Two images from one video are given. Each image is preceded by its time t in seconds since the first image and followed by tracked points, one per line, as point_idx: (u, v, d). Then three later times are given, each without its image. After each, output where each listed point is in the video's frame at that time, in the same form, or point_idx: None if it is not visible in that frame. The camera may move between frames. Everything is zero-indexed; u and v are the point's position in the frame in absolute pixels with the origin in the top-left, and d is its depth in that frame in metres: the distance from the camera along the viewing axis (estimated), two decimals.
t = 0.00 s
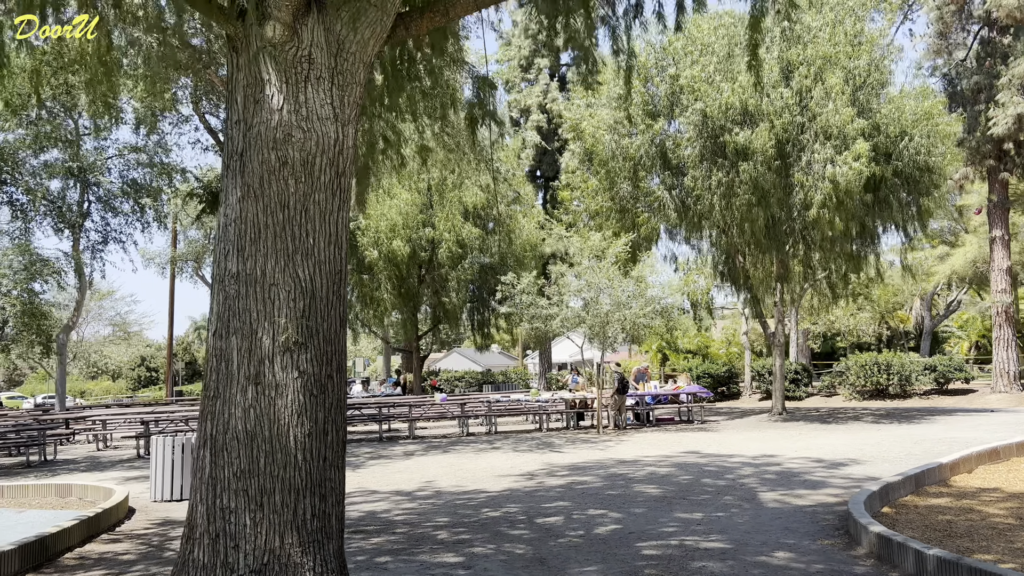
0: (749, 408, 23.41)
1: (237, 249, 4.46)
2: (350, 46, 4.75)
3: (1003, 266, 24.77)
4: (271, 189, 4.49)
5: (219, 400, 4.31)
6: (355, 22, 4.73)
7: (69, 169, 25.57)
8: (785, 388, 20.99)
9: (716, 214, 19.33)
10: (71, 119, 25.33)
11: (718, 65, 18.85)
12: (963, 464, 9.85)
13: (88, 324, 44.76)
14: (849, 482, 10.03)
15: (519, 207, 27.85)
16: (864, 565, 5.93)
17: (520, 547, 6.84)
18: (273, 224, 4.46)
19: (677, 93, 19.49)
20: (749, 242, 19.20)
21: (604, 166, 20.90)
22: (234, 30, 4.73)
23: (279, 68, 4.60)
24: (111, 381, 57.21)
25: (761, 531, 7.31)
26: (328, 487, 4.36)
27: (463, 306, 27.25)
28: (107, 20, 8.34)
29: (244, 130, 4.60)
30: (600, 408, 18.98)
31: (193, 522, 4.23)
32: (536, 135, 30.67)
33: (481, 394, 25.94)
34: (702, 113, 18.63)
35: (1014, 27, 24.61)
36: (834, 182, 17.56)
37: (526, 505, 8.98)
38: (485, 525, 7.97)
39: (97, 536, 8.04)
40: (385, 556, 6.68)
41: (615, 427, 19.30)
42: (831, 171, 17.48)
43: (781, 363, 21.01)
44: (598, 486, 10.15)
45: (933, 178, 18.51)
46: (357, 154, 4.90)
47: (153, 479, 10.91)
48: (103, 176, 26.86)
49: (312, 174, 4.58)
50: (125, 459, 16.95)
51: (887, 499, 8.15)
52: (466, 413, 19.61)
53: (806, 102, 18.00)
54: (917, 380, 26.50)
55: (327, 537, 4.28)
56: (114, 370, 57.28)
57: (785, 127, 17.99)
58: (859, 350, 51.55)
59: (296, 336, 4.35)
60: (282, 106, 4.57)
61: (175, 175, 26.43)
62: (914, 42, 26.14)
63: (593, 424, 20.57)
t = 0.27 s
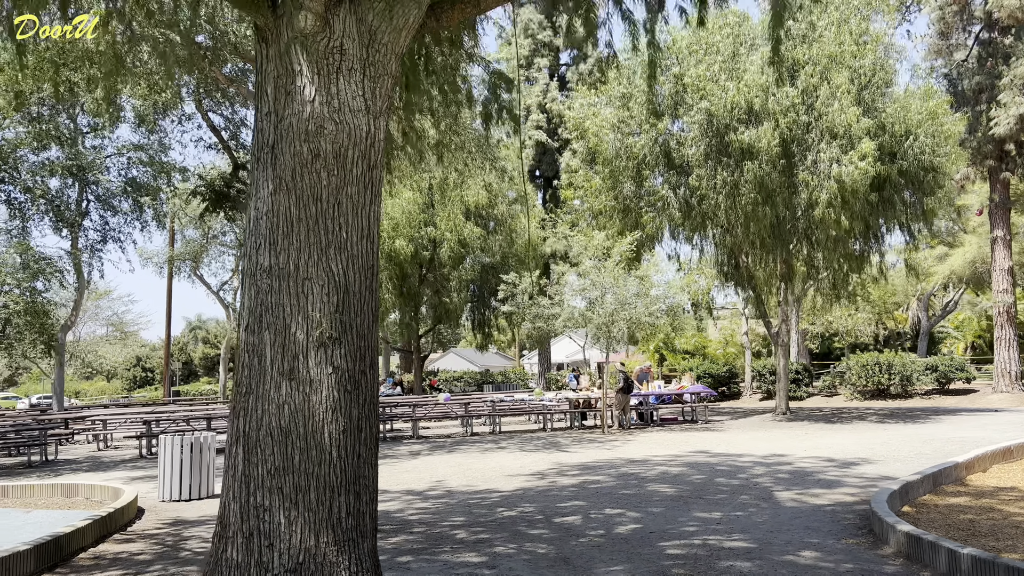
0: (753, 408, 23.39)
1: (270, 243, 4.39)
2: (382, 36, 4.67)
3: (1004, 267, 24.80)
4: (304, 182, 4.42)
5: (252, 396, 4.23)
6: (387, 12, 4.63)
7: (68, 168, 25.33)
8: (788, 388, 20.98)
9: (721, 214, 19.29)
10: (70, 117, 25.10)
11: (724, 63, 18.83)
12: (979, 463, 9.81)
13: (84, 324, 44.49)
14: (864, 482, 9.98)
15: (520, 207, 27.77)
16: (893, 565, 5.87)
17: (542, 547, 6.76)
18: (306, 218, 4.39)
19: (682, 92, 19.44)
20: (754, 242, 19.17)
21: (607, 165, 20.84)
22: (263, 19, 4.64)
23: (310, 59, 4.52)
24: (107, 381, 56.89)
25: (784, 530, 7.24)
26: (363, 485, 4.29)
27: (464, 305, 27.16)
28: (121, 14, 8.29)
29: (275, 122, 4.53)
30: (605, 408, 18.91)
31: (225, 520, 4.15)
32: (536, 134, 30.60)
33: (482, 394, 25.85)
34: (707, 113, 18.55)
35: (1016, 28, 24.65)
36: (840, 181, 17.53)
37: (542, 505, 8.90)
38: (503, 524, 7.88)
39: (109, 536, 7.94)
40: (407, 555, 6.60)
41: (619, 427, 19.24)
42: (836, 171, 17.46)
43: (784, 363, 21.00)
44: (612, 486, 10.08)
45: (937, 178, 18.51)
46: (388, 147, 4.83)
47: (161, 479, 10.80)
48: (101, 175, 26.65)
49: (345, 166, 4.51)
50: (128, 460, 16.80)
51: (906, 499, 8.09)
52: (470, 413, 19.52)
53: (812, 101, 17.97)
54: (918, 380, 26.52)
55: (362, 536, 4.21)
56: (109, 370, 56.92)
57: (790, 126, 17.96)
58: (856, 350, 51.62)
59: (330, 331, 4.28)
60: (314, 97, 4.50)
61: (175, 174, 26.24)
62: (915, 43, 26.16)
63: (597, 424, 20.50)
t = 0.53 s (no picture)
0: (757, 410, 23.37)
1: (306, 244, 4.33)
2: (417, 36, 4.61)
3: (1006, 268, 24.84)
4: (340, 183, 4.37)
5: (288, 400, 4.17)
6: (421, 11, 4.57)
7: (68, 169, 25.03)
8: (793, 389, 20.98)
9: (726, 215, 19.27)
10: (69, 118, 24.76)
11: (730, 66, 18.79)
12: (994, 466, 9.79)
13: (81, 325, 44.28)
14: (879, 484, 9.95)
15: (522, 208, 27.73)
16: (923, 569, 5.84)
17: (567, 551, 6.71)
18: (342, 219, 4.34)
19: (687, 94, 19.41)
20: (760, 243, 19.15)
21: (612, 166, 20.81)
22: (296, 18, 4.58)
23: (345, 59, 4.47)
24: (103, 383, 56.62)
25: (807, 533, 7.21)
26: (400, 489, 4.24)
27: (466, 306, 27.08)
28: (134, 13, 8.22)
29: (310, 122, 4.47)
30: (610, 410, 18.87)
31: (263, 525, 4.09)
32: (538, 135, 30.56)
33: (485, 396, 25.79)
34: (713, 114, 18.54)
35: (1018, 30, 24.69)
36: (846, 183, 17.52)
37: (559, 508, 8.85)
38: (522, 528, 7.83)
39: (125, 540, 7.87)
40: (430, 560, 6.54)
41: (625, 429, 19.20)
42: (843, 172, 17.44)
43: (789, 364, 21.02)
44: (626, 489, 10.04)
45: (943, 180, 18.46)
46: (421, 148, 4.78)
47: (171, 481, 10.72)
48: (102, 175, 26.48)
49: (380, 168, 4.46)
50: (132, 462, 16.69)
51: (927, 501, 8.07)
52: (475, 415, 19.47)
53: (818, 102, 17.94)
54: (920, 382, 26.55)
55: (401, 539, 4.16)
56: (104, 371, 56.62)
57: (796, 127, 17.94)
58: (855, 352, 51.68)
59: (368, 334, 4.23)
60: (349, 98, 4.45)
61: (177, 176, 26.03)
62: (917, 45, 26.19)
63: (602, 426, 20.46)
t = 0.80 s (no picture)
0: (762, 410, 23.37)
1: (346, 242, 4.30)
2: (455, 31, 4.57)
3: (1010, 269, 24.87)
4: (380, 179, 4.34)
5: (330, 398, 4.14)
6: (460, 7, 4.53)
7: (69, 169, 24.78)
8: (799, 390, 20.99)
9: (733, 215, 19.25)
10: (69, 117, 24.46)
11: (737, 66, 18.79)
12: (1011, 466, 9.78)
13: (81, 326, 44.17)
14: (896, 484, 9.94)
15: (526, 209, 27.69)
16: (955, 569, 5.81)
17: (592, 551, 6.67)
18: (382, 216, 4.31)
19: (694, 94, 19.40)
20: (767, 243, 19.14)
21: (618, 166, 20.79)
22: (334, 14, 4.55)
23: (383, 55, 4.43)
24: (102, 384, 56.45)
25: (831, 533, 7.18)
26: (442, 488, 4.20)
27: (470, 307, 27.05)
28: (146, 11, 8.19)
29: (348, 118, 4.44)
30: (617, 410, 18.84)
31: (305, 524, 4.05)
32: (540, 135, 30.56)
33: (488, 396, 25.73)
34: (720, 114, 18.55)
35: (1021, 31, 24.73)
36: (853, 183, 17.51)
37: (577, 508, 8.81)
38: (544, 528, 7.79)
39: (144, 541, 7.82)
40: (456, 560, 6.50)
41: (632, 429, 19.18)
42: (851, 173, 17.42)
43: (794, 365, 21.02)
44: (643, 489, 10.01)
45: (949, 180, 18.46)
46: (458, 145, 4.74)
47: (184, 482, 10.67)
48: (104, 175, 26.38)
49: (419, 165, 4.42)
50: (138, 462, 16.61)
51: (948, 501, 8.05)
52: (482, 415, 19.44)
53: (826, 102, 17.92)
54: (923, 383, 26.58)
55: (443, 539, 4.12)
56: (101, 373, 56.35)
57: (803, 127, 17.94)
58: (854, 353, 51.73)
59: (409, 332, 4.20)
60: (388, 94, 4.41)
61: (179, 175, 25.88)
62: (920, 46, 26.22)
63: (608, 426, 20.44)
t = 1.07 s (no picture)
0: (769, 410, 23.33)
1: (389, 237, 4.27)
2: (497, 25, 4.52)
3: (1016, 269, 24.87)
4: (422, 174, 4.30)
5: (375, 395, 4.10)
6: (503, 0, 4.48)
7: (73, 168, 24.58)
8: (807, 389, 20.97)
9: (741, 214, 19.20)
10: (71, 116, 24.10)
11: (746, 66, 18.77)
12: None
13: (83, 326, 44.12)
14: (915, 483, 9.91)
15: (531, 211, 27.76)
16: (992, 569, 5.78)
17: (621, 550, 6.63)
18: (426, 211, 4.27)
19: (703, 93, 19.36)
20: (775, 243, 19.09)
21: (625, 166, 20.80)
22: (375, 7, 4.50)
23: (425, 50, 4.39)
24: (103, 384, 56.35)
25: (858, 532, 7.15)
26: (486, 485, 4.16)
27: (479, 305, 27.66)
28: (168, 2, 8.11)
29: (390, 113, 4.40)
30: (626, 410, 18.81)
31: (351, 521, 4.01)
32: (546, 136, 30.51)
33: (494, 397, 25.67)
34: (729, 114, 18.56)
35: None
36: (863, 182, 17.45)
37: (598, 507, 8.77)
38: (569, 527, 7.74)
39: (165, 541, 7.76)
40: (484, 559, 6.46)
41: (640, 429, 19.16)
42: (861, 172, 17.39)
43: (802, 365, 21.02)
44: (661, 489, 9.96)
45: (958, 180, 18.44)
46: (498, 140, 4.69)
47: (199, 481, 10.64)
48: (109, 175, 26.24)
49: (461, 160, 4.38)
50: (147, 463, 16.52)
51: (973, 500, 8.02)
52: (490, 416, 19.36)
53: (835, 101, 17.89)
54: (928, 383, 26.58)
55: (489, 537, 4.08)
56: (100, 373, 56.15)
57: (813, 127, 17.90)
58: (856, 353, 51.75)
59: (454, 328, 4.16)
60: (431, 89, 4.37)
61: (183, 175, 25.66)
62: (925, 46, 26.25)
63: (615, 426, 20.41)
